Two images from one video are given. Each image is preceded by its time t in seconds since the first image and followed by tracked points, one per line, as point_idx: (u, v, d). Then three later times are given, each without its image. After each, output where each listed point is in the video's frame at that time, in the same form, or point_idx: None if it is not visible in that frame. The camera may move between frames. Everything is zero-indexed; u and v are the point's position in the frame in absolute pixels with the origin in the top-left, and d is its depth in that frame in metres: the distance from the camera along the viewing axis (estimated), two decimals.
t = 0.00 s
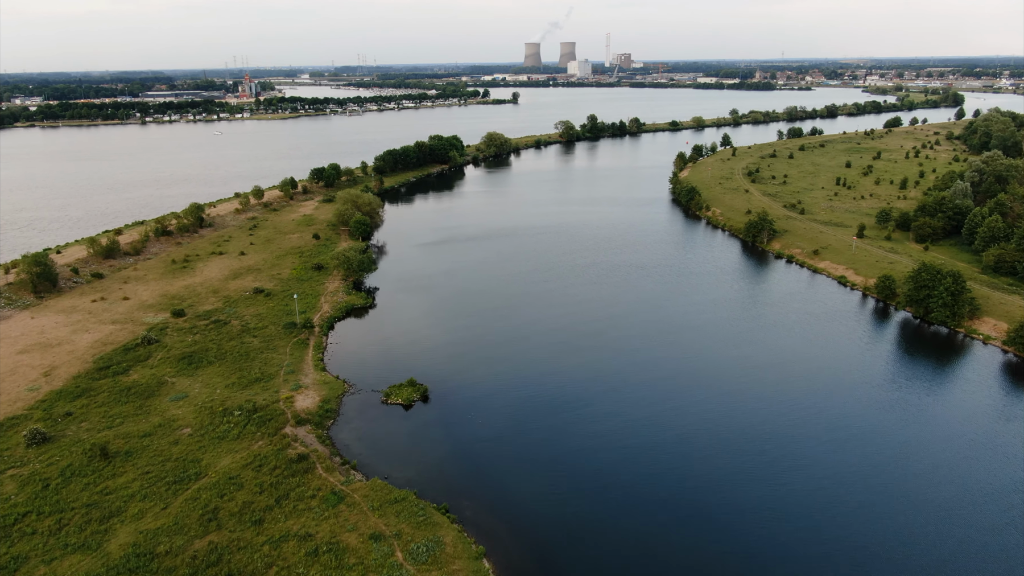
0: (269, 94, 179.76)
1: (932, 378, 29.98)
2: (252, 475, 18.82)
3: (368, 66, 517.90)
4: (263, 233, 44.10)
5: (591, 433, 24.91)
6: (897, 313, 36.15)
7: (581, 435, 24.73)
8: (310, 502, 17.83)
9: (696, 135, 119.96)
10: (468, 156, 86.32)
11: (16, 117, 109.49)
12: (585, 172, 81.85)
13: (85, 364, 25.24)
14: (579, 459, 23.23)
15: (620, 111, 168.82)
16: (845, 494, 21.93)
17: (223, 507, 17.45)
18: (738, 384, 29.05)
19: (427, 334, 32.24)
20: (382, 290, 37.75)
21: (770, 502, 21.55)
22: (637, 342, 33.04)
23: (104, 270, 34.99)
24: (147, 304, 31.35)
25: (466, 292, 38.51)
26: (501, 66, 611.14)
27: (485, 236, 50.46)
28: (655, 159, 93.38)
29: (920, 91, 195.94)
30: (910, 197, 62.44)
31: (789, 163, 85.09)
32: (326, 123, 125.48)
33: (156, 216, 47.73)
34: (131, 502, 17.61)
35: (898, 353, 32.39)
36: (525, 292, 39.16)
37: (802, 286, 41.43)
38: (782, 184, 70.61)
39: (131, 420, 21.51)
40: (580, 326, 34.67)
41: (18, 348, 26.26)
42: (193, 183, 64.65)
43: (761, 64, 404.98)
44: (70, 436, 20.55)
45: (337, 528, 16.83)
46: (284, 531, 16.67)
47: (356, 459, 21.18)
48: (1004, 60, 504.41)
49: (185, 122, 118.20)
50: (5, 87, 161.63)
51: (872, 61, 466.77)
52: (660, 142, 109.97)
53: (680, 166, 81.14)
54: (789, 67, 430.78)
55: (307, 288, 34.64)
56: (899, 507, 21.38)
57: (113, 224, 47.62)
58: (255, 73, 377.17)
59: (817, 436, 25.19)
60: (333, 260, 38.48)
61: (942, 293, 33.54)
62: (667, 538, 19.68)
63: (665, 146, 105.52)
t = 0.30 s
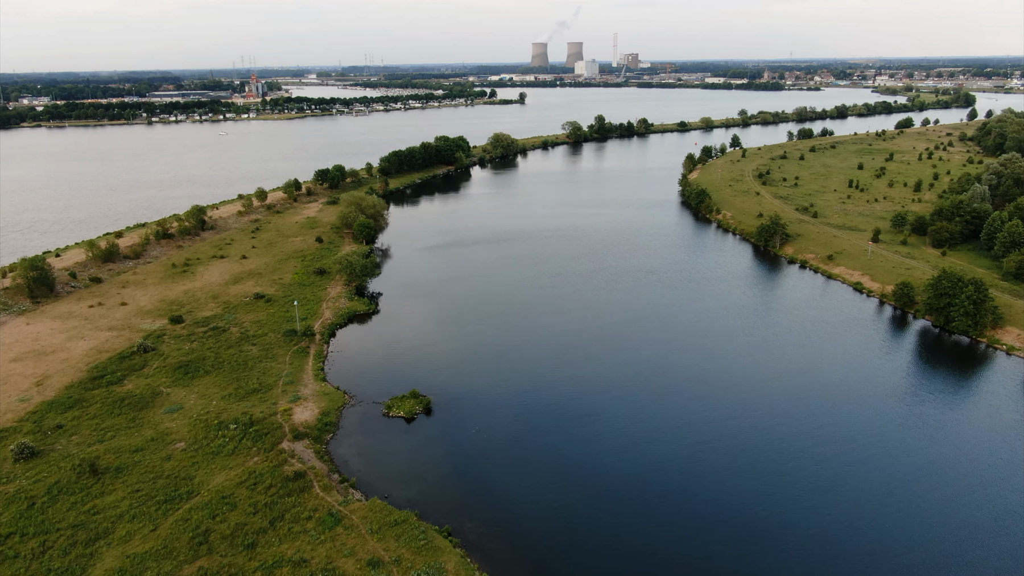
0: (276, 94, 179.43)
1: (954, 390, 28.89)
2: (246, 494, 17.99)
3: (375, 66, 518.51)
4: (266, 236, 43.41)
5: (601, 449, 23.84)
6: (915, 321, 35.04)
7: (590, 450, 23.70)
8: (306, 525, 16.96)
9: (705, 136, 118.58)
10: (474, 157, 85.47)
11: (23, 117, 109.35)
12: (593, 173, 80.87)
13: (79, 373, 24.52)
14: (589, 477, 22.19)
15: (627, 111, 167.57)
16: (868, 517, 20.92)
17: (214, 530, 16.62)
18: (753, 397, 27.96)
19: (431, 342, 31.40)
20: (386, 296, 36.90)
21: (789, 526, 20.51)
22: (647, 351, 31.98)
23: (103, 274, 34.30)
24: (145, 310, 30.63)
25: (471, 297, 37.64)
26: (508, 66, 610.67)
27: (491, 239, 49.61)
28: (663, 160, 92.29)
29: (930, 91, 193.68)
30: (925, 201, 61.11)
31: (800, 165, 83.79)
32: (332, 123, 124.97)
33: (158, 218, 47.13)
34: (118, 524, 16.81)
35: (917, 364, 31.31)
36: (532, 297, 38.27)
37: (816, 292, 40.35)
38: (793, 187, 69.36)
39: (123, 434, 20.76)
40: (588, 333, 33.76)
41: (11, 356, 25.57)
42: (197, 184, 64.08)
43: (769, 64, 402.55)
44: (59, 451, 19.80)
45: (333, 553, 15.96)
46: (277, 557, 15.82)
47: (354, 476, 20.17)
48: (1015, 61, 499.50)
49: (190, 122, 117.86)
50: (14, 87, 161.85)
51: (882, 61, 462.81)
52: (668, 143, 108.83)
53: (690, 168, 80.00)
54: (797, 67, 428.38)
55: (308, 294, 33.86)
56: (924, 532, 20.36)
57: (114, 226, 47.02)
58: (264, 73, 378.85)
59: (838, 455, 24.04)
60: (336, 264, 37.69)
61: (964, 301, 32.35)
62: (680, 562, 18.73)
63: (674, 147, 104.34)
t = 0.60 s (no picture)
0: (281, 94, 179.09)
1: (974, 402, 27.88)
2: (238, 516, 17.18)
3: (381, 66, 518.66)
4: (267, 239, 42.69)
5: (609, 466, 22.86)
6: (932, 330, 34.03)
7: (598, 467, 22.73)
8: (299, 550, 16.13)
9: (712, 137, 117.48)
10: (479, 158, 84.66)
11: (28, 117, 109.12)
12: (599, 175, 79.95)
13: (70, 384, 23.78)
14: (597, 496, 21.20)
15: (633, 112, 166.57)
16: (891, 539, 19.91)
17: (203, 554, 15.83)
18: (767, 409, 26.96)
19: (434, 350, 30.57)
20: (388, 301, 36.10)
21: (807, 548, 19.56)
22: (656, 360, 31.03)
23: (100, 278, 33.63)
24: (141, 316, 29.92)
25: (476, 301, 36.89)
26: (513, 66, 609.21)
27: (496, 242, 48.84)
28: (670, 162, 91.30)
29: (940, 91, 191.72)
30: (939, 204, 59.97)
31: (810, 166, 82.65)
32: (337, 123, 124.38)
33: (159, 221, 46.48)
34: (103, 547, 16.02)
35: (935, 374, 30.31)
36: (537, 302, 37.48)
37: (829, 299, 39.38)
38: (803, 189, 68.27)
39: (113, 448, 20.01)
40: (595, 339, 32.93)
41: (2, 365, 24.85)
42: (200, 185, 63.47)
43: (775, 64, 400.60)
44: (46, 467, 19.03)
45: None
46: None
47: (351, 496, 19.27)
48: None
49: (195, 122, 117.42)
50: (20, 87, 161.85)
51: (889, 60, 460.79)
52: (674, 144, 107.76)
53: (697, 170, 79.00)
54: (804, 67, 426.24)
55: (308, 300, 33.06)
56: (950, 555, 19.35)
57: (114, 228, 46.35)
58: (273, 75, 381.46)
59: (858, 472, 22.98)
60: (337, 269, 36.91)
61: (984, 311, 31.26)
62: None
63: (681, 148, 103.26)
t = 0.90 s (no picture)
0: (285, 94, 178.59)
1: (994, 414, 26.96)
2: (228, 539, 16.37)
3: (386, 66, 519.06)
4: (267, 242, 42.01)
5: (617, 485, 21.89)
6: (950, 339, 33.12)
7: (606, 486, 21.78)
8: None
9: (718, 138, 116.64)
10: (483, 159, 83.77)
11: (31, 117, 108.84)
12: (604, 177, 79.00)
13: (60, 395, 22.91)
14: (606, 518, 20.23)
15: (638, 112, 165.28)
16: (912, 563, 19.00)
17: None
18: (780, 422, 26.07)
19: (437, 359, 29.77)
20: (390, 308, 35.34)
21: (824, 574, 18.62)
22: (666, 370, 30.12)
23: (95, 283, 32.74)
24: (135, 322, 29.18)
25: (481, 306, 36.25)
26: (518, 66, 609.76)
27: (501, 245, 48.13)
28: (675, 163, 90.27)
29: (948, 92, 189.65)
30: (952, 207, 58.87)
31: (818, 168, 81.55)
32: (341, 124, 123.71)
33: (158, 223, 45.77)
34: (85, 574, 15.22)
35: (954, 384, 29.40)
36: (542, 307, 36.75)
37: (841, 306, 38.56)
38: (812, 191, 67.22)
39: (100, 464, 19.21)
40: (602, 346, 32.18)
41: None
42: (201, 187, 62.70)
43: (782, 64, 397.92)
44: (30, 484, 18.23)
45: None
46: None
47: (347, 517, 18.42)
48: None
49: (198, 122, 116.95)
50: (25, 87, 161.81)
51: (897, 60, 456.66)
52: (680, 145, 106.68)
53: (704, 172, 78.06)
54: (810, 67, 425.07)
55: (307, 306, 32.26)
56: None
57: (112, 229, 45.63)
58: (278, 76, 381.87)
59: (879, 492, 22.01)
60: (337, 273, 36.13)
61: (1005, 320, 30.23)
62: None
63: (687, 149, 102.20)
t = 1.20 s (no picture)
0: (289, 95, 178.00)
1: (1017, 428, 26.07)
2: (217, 565, 15.58)
3: (390, 66, 518.93)
4: (267, 245, 41.25)
5: (626, 504, 20.96)
6: (968, 349, 32.24)
7: (615, 506, 20.80)
8: None
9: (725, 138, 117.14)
10: (488, 160, 82.89)
11: (35, 117, 108.40)
12: (610, 178, 78.01)
13: (48, 406, 22.06)
14: (614, 541, 19.32)
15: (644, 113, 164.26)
16: None
17: None
18: (795, 436, 25.19)
19: (440, 367, 28.95)
20: (391, 314, 34.51)
21: None
22: (676, 380, 29.19)
23: (90, 288, 31.81)
24: (130, 328, 28.39)
25: (486, 312, 35.54)
26: (523, 66, 609.00)
27: (506, 249, 47.36)
28: (682, 164, 89.18)
29: (957, 92, 187.49)
30: (965, 210, 57.72)
31: (828, 170, 80.41)
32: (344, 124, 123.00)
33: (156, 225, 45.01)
34: None
35: (974, 396, 28.50)
36: (549, 313, 35.97)
37: (855, 314, 37.68)
38: (822, 194, 66.08)
39: (87, 482, 18.39)
40: (609, 354, 31.38)
41: None
42: (202, 188, 61.97)
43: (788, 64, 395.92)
44: (12, 504, 17.39)
45: None
46: None
47: (343, 539, 17.59)
48: None
49: (202, 123, 116.37)
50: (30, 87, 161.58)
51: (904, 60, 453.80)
52: (687, 146, 105.68)
53: (711, 174, 77.02)
54: (816, 66, 422.75)
55: (306, 313, 31.48)
56: None
57: (110, 231, 44.87)
58: (283, 75, 381.85)
59: (902, 515, 21.04)
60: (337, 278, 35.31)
61: None
62: None
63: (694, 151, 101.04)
